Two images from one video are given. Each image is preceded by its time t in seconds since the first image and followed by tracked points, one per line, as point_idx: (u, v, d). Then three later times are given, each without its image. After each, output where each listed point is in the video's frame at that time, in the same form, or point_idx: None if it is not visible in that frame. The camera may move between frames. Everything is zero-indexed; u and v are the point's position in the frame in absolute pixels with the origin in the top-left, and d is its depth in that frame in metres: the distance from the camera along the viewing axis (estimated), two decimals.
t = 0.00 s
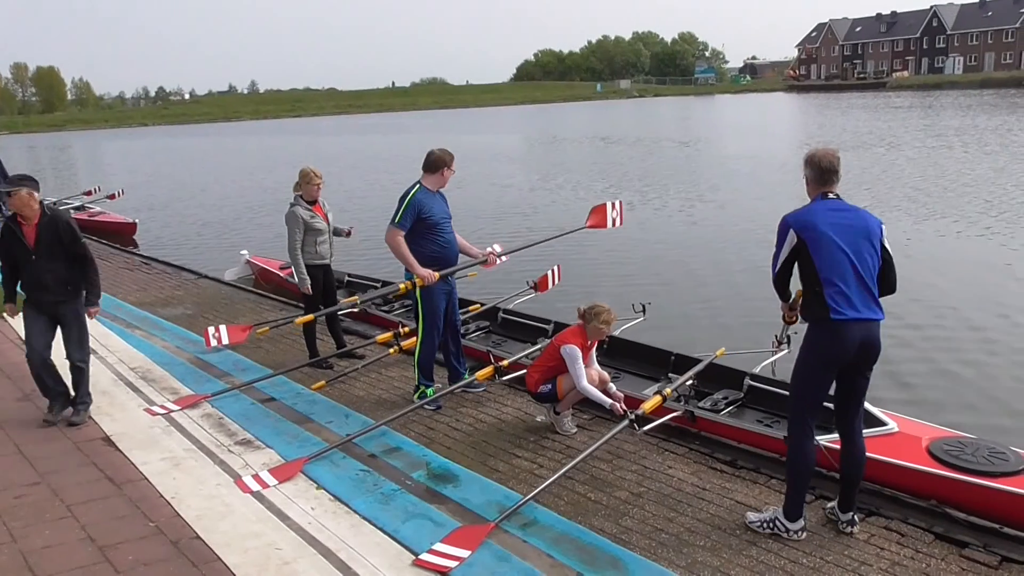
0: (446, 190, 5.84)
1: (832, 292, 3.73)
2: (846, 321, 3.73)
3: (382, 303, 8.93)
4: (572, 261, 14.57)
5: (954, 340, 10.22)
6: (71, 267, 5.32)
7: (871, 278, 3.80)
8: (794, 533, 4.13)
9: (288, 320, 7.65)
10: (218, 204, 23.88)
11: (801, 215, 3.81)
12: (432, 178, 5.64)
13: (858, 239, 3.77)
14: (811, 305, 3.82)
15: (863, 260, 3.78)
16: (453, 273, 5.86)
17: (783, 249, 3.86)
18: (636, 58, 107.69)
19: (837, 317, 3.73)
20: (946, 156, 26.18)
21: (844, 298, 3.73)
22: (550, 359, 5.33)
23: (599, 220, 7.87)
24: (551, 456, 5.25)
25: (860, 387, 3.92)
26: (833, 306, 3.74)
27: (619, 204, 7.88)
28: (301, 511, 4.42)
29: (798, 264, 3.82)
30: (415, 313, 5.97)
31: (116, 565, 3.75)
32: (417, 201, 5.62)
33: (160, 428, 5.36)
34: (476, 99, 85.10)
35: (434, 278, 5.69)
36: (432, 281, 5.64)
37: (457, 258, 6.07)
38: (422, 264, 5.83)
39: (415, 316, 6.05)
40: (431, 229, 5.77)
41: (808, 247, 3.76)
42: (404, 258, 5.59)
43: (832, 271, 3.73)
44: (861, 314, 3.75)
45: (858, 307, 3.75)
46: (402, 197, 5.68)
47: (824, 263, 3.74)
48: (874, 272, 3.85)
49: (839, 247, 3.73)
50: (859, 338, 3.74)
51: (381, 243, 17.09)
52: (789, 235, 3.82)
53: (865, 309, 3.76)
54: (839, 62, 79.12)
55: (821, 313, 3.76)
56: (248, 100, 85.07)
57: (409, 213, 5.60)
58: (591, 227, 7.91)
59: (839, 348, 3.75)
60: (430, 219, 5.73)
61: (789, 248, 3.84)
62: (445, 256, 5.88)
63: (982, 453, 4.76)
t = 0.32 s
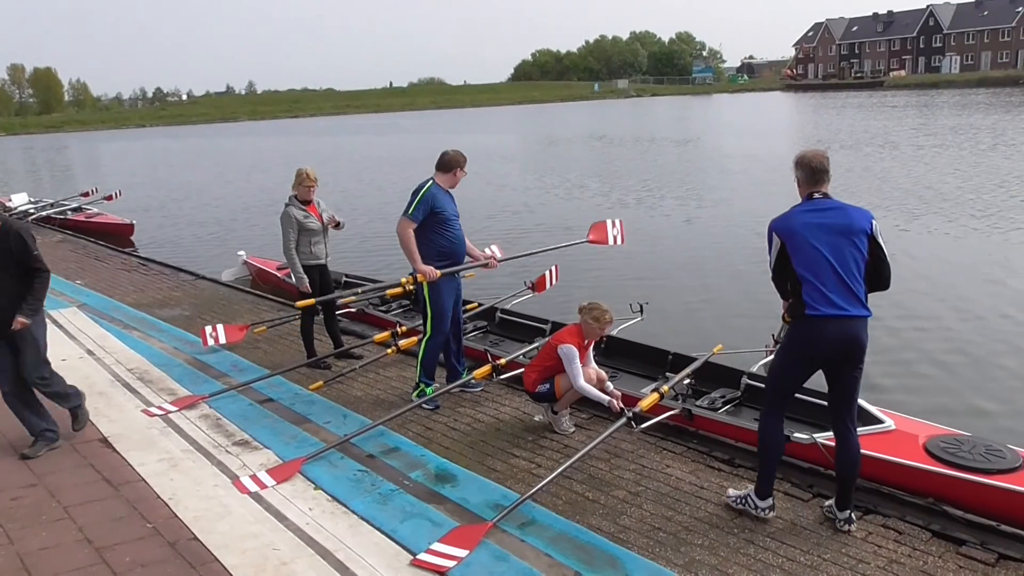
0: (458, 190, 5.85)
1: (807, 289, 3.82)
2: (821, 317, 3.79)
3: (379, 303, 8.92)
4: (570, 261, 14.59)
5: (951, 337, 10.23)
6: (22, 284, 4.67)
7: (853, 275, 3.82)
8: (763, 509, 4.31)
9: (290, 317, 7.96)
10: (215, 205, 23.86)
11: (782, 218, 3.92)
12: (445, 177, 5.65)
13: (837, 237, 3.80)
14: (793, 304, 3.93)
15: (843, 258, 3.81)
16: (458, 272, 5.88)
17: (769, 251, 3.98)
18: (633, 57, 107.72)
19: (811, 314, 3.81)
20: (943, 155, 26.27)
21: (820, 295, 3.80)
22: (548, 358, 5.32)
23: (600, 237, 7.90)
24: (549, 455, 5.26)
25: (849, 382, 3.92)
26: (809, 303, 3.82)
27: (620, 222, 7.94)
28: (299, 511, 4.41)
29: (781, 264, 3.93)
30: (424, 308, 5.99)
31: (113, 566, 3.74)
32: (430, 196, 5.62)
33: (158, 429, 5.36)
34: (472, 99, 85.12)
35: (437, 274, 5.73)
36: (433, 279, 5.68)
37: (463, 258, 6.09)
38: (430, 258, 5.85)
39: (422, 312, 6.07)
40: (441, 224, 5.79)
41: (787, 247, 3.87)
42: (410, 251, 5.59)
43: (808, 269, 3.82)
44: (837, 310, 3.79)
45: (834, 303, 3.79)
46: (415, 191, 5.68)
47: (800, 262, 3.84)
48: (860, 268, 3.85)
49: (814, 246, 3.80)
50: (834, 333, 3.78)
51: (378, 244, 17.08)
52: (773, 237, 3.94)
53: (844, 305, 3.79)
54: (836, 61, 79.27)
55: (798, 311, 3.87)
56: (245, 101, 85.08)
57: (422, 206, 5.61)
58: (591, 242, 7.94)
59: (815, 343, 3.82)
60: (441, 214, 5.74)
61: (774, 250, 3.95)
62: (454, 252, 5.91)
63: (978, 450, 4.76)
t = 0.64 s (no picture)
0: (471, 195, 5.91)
1: (770, 291, 3.93)
2: (784, 318, 3.91)
3: (377, 303, 8.92)
4: (568, 260, 14.59)
5: (948, 335, 10.25)
6: None
7: (816, 276, 3.93)
8: (725, 492, 4.59)
9: (291, 316, 8.12)
10: (214, 205, 23.84)
11: (747, 221, 4.02)
12: (461, 180, 5.71)
13: (800, 240, 3.92)
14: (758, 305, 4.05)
15: (806, 261, 3.92)
16: (456, 276, 5.93)
17: (735, 254, 4.08)
18: (631, 58, 107.82)
19: (775, 315, 3.93)
20: (940, 155, 26.34)
21: (783, 296, 3.92)
22: (546, 358, 5.33)
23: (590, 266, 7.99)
24: (547, 455, 5.26)
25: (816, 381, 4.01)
26: (772, 305, 3.94)
27: (613, 256, 8.06)
28: (297, 511, 4.42)
29: (747, 268, 4.04)
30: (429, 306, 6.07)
31: (111, 567, 3.74)
32: (440, 197, 5.69)
33: (156, 430, 5.36)
34: (471, 100, 85.08)
35: (435, 272, 5.81)
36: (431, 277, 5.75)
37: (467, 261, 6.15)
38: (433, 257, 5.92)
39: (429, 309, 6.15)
40: (449, 225, 5.86)
41: (752, 252, 3.98)
42: (411, 248, 5.69)
43: (771, 272, 3.93)
44: (800, 310, 3.90)
45: (797, 304, 3.91)
46: (428, 190, 5.76)
47: (765, 263, 3.95)
48: (824, 269, 3.96)
49: (777, 250, 3.91)
50: (798, 333, 3.90)
51: (377, 244, 17.08)
52: (739, 241, 4.04)
53: (807, 305, 3.91)
54: (834, 62, 79.41)
55: (763, 312, 3.99)
56: (243, 101, 85.04)
57: (431, 206, 5.69)
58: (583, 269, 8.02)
59: (780, 343, 3.95)
60: (449, 217, 5.81)
61: (739, 252, 4.05)
62: (457, 254, 5.97)
63: (974, 450, 4.77)
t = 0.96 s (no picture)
0: (475, 199, 5.90)
1: (729, 284, 4.11)
2: (744, 311, 4.11)
3: (374, 302, 8.91)
4: (566, 260, 14.61)
5: (945, 334, 10.25)
6: None
7: (772, 270, 4.14)
8: (724, 491, 4.62)
9: (289, 315, 8.13)
10: (211, 204, 23.80)
11: (706, 217, 4.19)
12: (467, 186, 5.69)
13: (758, 237, 4.13)
14: (713, 298, 4.24)
15: (763, 257, 4.13)
16: (459, 283, 5.94)
17: (691, 249, 4.22)
18: (630, 57, 107.76)
19: (734, 308, 4.12)
20: (939, 156, 26.38)
21: (742, 291, 4.11)
22: (543, 357, 5.34)
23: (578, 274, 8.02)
24: (544, 454, 5.27)
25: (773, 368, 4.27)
26: (730, 298, 4.13)
27: (601, 264, 8.10)
28: (294, 510, 4.42)
29: (704, 262, 4.19)
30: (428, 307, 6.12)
31: (108, 565, 3.74)
32: (447, 204, 5.68)
33: (153, 428, 5.36)
34: (469, 99, 85.01)
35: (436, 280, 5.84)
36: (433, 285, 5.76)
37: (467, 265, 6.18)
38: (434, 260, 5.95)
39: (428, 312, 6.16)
40: (453, 231, 5.87)
41: (711, 246, 4.15)
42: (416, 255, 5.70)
43: (731, 267, 4.11)
44: (758, 303, 4.12)
45: (754, 296, 4.12)
46: (434, 196, 5.74)
47: (725, 258, 4.12)
48: (778, 264, 4.20)
49: (736, 245, 4.10)
50: (756, 325, 4.12)
51: (375, 243, 17.05)
52: (697, 235, 4.19)
53: (764, 298, 4.13)
54: (833, 62, 79.54)
55: (721, 305, 4.17)
56: (242, 100, 84.90)
57: (437, 214, 5.69)
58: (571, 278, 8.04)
59: (739, 334, 4.14)
60: (454, 223, 5.82)
61: (697, 248, 4.20)
62: (458, 260, 6.00)
63: (969, 450, 4.79)
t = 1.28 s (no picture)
0: (477, 196, 5.91)
1: (719, 282, 4.13)
2: (735, 307, 4.12)
3: (373, 299, 8.91)
4: (564, 258, 14.61)
5: (944, 332, 10.27)
6: None
7: (759, 269, 4.19)
8: (722, 489, 4.64)
9: (287, 312, 8.13)
10: (210, 200, 23.78)
11: (695, 217, 4.24)
12: (469, 183, 5.69)
13: (746, 237, 4.18)
14: (701, 298, 4.24)
15: (752, 257, 4.17)
16: (462, 281, 5.96)
17: (681, 249, 4.23)
18: (630, 56, 107.63)
19: (724, 305, 4.13)
20: (938, 155, 26.38)
21: (732, 288, 4.13)
22: (542, 354, 5.34)
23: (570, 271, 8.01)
24: (542, 452, 5.27)
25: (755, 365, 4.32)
26: (721, 295, 4.13)
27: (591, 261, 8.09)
28: (292, 506, 4.42)
29: (694, 261, 4.21)
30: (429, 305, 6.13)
31: (105, 561, 3.74)
32: (450, 201, 5.68)
33: (151, 425, 5.35)
34: (468, 97, 84.94)
35: (441, 279, 5.84)
36: (438, 283, 5.77)
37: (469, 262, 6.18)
38: (437, 257, 5.95)
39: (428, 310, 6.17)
40: (456, 228, 5.88)
41: (702, 245, 4.17)
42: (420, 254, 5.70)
43: (722, 265, 4.13)
44: (747, 301, 4.14)
45: (745, 294, 4.14)
46: (436, 193, 5.74)
47: (716, 256, 4.14)
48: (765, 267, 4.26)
49: (726, 245, 4.14)
50: (746, 322, 4.13)
51: (374, 240, 17.04)
52: (688, 234, 4.21)
53: (754, 296, 4.15)
54: (833, 62, 79.54)
55: (711, 303, 4.17)
56: (241, 97, 84.79)
57: (441, 210, 5.69)
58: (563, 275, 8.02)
59: (729, 332, 4.15)
60: (457, 219, 5.82)
61: (687, 247, 4.21)
62: (461, 258, 6.00)
63: (965, 449, 4.80)
